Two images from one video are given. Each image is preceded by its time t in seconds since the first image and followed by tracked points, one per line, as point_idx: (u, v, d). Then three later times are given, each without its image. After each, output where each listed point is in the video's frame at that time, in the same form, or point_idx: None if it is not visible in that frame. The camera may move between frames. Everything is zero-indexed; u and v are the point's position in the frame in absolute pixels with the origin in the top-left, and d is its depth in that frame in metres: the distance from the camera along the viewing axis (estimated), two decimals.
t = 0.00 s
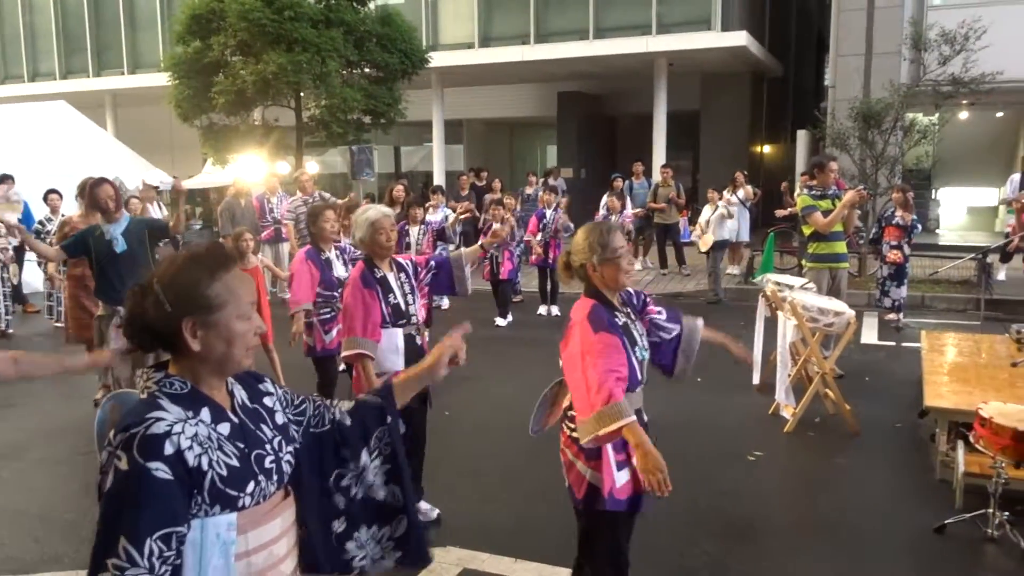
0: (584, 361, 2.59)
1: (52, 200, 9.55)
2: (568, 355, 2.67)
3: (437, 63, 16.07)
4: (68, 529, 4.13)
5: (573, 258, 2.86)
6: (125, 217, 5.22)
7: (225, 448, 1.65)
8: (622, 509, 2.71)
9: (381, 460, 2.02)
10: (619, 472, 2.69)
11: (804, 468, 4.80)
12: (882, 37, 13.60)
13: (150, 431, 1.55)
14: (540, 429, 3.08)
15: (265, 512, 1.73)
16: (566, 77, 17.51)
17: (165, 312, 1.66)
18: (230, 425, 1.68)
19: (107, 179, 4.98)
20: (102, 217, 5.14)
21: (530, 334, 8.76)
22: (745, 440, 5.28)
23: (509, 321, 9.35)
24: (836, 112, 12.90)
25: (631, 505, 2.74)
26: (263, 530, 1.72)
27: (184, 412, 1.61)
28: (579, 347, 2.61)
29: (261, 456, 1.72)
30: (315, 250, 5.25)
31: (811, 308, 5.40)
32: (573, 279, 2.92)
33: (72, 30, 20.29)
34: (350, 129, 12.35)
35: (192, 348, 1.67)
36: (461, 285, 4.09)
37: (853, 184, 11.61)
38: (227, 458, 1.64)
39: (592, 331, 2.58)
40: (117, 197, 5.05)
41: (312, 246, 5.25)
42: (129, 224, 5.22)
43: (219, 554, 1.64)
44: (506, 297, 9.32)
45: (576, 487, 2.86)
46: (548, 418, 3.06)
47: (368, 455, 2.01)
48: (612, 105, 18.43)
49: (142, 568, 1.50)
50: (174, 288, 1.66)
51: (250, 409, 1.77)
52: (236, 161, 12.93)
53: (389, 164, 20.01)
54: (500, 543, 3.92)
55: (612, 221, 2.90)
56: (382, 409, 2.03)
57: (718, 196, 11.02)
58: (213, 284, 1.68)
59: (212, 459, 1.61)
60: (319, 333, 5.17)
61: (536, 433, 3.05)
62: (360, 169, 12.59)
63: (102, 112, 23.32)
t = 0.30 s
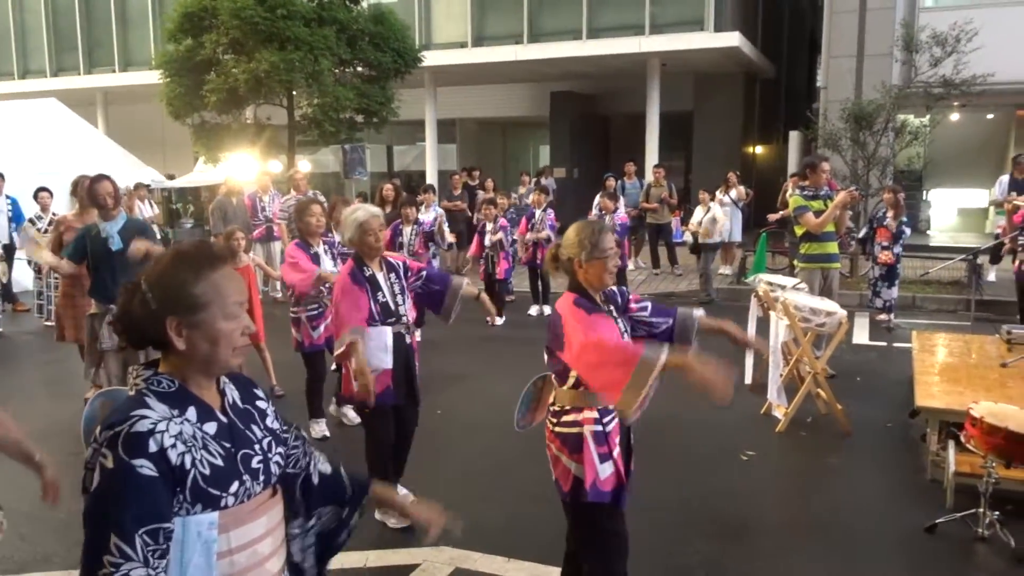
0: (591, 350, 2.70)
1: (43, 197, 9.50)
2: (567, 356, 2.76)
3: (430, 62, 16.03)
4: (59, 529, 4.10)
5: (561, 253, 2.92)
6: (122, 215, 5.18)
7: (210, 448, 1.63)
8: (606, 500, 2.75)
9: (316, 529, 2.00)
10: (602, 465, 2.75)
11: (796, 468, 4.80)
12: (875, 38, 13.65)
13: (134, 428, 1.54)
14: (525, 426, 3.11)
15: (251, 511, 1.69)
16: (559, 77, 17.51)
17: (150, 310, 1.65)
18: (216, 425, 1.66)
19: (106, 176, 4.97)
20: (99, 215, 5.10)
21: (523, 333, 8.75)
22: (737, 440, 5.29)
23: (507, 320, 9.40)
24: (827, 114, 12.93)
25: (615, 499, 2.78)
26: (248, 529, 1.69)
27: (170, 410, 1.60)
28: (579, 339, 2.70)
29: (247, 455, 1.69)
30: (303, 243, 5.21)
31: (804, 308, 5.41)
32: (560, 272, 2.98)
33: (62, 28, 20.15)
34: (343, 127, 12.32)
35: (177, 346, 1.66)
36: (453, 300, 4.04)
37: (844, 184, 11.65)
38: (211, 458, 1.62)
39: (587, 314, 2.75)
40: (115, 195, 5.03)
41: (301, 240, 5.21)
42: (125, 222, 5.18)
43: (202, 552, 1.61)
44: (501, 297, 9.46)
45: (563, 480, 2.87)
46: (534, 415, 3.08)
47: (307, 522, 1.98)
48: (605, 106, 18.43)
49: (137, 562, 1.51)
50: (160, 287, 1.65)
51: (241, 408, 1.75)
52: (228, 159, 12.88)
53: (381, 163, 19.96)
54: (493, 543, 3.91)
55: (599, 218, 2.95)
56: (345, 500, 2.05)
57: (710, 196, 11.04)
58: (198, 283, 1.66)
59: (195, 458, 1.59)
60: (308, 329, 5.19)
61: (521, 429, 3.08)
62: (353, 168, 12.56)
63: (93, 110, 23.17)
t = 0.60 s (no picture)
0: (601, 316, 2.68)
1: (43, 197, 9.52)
2: (580, 340, 2.75)
3: (429, 59, 16.01)
4: (60, 528, 4.11)
5: (560, 250, 2.95)
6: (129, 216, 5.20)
7: (206, 440, 1.62)
8: (615, 495, 2.76)
9: (331, 517, 2.00)
10: (611, 458, 2.77)
11: (797, 462, 4.80)
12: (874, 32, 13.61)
13: (131, 420, 1.55)
14: (535, 427, 3.11)
15: (247, 504, 1.68)
16: (558, 74, 17.49)
17: (141, 306, 1.66)
18: (213, 418, 1.66)
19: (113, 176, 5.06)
20: (105, 215, 5.15)
21: (524, 329, 8.76)
22: (738, 435, 5.29)
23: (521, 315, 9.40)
24: (827, 108, 12.91)
25: (625, 492, 2.80)
26: (246, 521, 1.68)
27: (166, 404, 1.60)
28: (587, 312, 2.71)
29: (244, 449, 1.68)
30: (306, 243, 5.17)
31: (803, 303, 5.40)
32: (558, 266, 3.00)
33: (61, 28, 20.14)
34: (342, 125, 12.32)
35: (170, 341, 1.66)
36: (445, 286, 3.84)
37: (844, 179, 11.62)
38: (207, 450, 1.61)
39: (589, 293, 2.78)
40: (121, 194, 5.09)
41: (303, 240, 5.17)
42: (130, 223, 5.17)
43: (199, 545, 1.59)
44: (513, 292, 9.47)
45: (572, 477, 2.85)
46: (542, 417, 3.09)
47: (324, 511, 1.99)
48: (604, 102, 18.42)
49: (139, 538, 1.51)
50: (151, 283, 1.66)
51: (239, 403, 1.75)
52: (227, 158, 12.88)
53: (381, 161, 19.95)
54: (494, 539, 3.91)
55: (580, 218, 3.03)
56: (360, 484, 2.00)
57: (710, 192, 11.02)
58: (188, 278, 1.66)
59: (192, 450, 1.59)
60: (310, 325, 5.20)
61: (530, 430, 3.08)
62: (352, 166, 12.56)
63: (92, 110, 23.16)
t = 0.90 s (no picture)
0: (588, 311, 2.68)
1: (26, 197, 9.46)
2: (566, 333, 2.74)
3: (414, 55, 15.96)
4: (47, 528, 4.10)
5: (546, 244, 2.94)
6: (111, 217, 5.17)
7: (194, 431, 1.61)
8: (604, 487, 2.77)
9: (354, 484, 1.93)
10: (598, 450, 2.77)
11: (784, 453, 4.84)
12: (858, 25, 13.67)
13: (121, 407, 1.53)
14: (523, 422, 3.11)
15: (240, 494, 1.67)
16: (545, 68, 17.48)
17: (120, 300, 1.66)
18: (200, 410, 1.65)
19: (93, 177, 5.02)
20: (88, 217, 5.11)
21: (513, 324, 8.77)
22: (726, 426, 5.32)
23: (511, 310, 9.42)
24: (812, 100, 12.97)
25: (613, 485, 2.80)
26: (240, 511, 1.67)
27: (153, 394, 1.59)
28: (576, 306, 2.70)
29: (231, 441, 1.69)
30: (295, 238, 5.23)
31: (789, 294, 5.42)
32: (544, 261, 2.99)
33: (43, 26, 19.96)
34: (327, 122, 12.28)
35: (149, 335, 1.66)
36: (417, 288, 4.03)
37: (829, 171, 11.68)
38: (195, 440, 1.60)
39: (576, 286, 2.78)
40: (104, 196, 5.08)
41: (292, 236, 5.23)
42: (114, 224, 5.15)
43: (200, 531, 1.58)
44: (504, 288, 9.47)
45: (560, 470, 2.86)
46: (529, 413, 3.09)
47: (345, 478, 1.93)
48: (591, 96, 18.42)
49: (170, 488, 1.49)
50: (130, 277, 1.66)
51: (226, 396, 1.75)
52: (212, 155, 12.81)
53: (367, 157, 19.88)
54: (483, 533, 3.92)
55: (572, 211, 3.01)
56: (372, 450, 1.95)
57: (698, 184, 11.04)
58: (166, 272, 1.66)
59: (181, 438, 1.57)
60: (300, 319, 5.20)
61: (518, 424, 3.09)
62: (338, 163, 12.53)
63: (75, 108, 23.00)
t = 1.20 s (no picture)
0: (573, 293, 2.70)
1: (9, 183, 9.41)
2: (553, 317, 2.76)
3: (402, 39, 15.86)
4: (34, 515, 4.09)
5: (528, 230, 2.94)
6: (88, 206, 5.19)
7: (177, 422, 1.62)
8: (589, 470, 2.79)
9: (339, 470, 1.94)
10: (583, 434, 2.79)
11: (770, 435, 4.88)
12: (846, 8, 13.66)
13: (106, 398, 1.53)
14: (508, 405, 3.11)
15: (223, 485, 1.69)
16: (533, 53, 17.41)
17: (101, 291, 1.65)
18: (183, 401, 1.65)
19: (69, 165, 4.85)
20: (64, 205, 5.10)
21: (501, 309, 8.78)
22: (713, 409, 5.36)
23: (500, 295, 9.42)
24: (799, 84, 12.97)
25: (598, 467, 2.82)
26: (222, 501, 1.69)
27: (135, 386, 1.59)
28: (560, 289, 2.72)
29: (215, 431, 1.70)
30: (281, 227, 5.27)
31: (776, 277, 5.44)
32: (528, 247, 3.00)
33: (25, 11, 19.71)
34: (314, 107, 12.21)
35: (131, 327, 1.65)
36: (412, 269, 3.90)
37: (817, 154, 11.71)
38: (178, 431, 1.61)
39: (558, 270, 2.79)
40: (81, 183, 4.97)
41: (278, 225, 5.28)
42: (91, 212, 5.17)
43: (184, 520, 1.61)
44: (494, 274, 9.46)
45: (546, 453, 2.87)
46: (514, 396, 3.10)
47: (328, 462, 1.93)
48: (579, 80, 18.37)
49: (171, 472, 1.53)
50: (111, 267, 1.64)
51: (209, 386, 1.75)
52: (198, 141, 12.73)
53: (355, 143, 19.79)
54: (472, 516, 3.94)
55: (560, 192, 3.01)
56: (359, 426, 1.92)
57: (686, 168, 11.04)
58: (148, 264, 1.64)
59: (163, 430, 1.58)
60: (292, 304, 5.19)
61: (504, 407, 3.09)
62: (325, 148, 12.47)
63: (59, 93, 22.78)
